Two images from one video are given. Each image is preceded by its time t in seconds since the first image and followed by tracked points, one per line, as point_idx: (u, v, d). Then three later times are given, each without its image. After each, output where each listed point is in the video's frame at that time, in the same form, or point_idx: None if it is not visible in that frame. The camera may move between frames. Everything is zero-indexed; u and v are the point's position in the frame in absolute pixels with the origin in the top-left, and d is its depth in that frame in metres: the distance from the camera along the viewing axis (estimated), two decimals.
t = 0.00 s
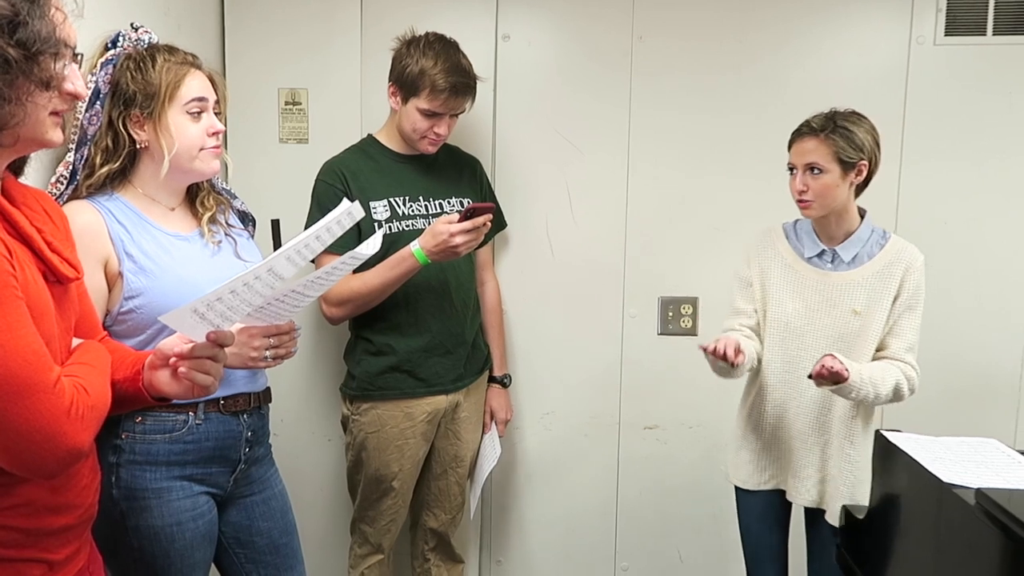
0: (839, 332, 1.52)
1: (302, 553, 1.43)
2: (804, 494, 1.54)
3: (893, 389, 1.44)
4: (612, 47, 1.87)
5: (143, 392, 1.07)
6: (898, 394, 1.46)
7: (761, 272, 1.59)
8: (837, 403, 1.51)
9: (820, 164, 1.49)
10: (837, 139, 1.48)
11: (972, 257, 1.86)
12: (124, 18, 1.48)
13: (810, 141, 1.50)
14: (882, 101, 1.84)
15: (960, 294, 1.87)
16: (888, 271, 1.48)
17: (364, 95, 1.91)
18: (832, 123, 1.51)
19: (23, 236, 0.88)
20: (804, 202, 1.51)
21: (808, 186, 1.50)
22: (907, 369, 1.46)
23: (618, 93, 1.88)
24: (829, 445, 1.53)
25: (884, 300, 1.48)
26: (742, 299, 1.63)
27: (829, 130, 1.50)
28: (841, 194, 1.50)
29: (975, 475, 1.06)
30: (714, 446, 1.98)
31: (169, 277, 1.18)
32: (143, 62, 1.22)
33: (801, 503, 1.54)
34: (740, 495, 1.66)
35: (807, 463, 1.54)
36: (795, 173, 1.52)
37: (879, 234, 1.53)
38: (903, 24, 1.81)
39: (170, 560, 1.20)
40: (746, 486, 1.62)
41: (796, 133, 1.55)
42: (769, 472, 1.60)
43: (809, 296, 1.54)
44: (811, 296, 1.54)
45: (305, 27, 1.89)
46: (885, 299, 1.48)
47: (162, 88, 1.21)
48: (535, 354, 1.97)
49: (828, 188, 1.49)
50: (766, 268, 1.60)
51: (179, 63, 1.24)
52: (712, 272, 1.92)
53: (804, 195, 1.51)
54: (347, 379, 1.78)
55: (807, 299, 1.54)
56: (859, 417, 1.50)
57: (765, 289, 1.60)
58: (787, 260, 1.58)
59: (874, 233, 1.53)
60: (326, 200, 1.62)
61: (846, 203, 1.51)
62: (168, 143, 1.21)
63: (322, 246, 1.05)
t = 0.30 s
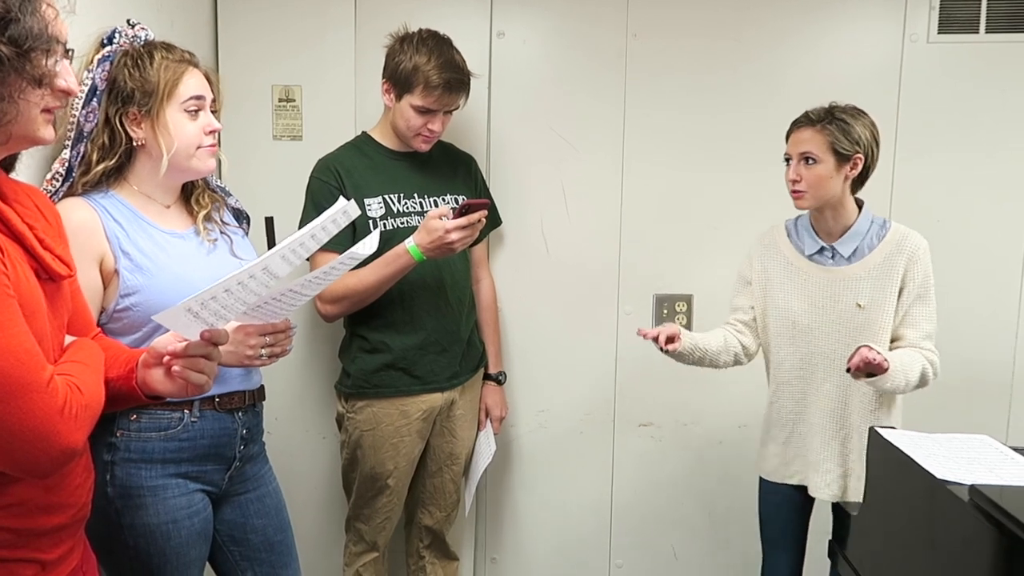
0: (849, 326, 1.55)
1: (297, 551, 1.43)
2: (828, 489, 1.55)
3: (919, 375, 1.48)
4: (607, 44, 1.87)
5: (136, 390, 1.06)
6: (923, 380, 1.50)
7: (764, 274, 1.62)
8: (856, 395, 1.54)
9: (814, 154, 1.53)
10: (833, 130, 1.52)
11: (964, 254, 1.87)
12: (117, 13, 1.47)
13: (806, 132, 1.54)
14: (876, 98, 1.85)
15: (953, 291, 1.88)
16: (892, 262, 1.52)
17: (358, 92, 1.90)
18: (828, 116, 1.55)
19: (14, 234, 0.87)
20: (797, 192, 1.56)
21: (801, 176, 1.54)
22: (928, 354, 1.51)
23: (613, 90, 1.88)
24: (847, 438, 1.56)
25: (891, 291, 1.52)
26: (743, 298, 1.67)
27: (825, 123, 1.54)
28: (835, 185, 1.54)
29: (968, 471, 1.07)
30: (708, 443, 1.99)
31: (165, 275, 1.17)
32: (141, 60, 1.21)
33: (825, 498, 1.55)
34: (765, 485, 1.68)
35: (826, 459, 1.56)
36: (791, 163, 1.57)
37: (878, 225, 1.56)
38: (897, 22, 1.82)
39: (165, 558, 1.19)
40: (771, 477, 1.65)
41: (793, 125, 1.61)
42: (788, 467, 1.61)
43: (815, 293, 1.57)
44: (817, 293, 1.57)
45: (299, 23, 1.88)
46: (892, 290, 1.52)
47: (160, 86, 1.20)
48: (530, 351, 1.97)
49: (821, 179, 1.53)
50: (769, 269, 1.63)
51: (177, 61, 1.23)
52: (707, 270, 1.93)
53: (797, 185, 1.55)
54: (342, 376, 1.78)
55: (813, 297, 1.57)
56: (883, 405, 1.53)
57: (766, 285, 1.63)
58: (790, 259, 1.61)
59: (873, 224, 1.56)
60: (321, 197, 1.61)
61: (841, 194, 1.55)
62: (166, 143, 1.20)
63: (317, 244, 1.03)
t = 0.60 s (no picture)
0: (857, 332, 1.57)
1: (295, 550, 1.43)
2: (840, 490, 1.58)
3: (929, 382, 1.48)
4: (605, 42, 1.87)
5: (134, 388, 1.06)
6: (934, 387, 1.50)
7: (776, 278, 1.66)
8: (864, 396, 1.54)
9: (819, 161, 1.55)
10: (837, 136, 1.54)
11: (963, 251, 1.87)
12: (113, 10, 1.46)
13: (811, 138, 1.56)
14: (874, 96, 1.85)
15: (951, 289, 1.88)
16: (898, 267, 1.52)
17: (356, 90, 1.89)
18: (832, 122, 1.57)
19: (11, 230, 0.87)
20: (803, 199, 1.58)
21: (805, 182, 1.56)
22: (939, 359, 1.50)
23: (612, 87, 1.88)
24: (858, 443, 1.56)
25: (897, 297, 1.52)
26: (758, 302, 1.71)
27: (829, 129, 1.56)
28: (839, 192, 1.55)
29: (967, 469, 1.07)
30: (708, 441, 1.99)
31: (164, 273, 1.17)
32: (139, 56, 1.21)
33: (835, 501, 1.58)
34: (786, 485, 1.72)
35: (841, 462, 1.57)
36: (797, 170, 1.58)
37: (885, 229, 1.57)
38: (895, 20, 1.82)
39: (163, 557, 1.19)
40: (792, 475, 1.68)
41: (799, 132, 1.62)
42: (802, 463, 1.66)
43: (823, 297, 1.59)
44: (827, 298, 1.59)
45: (297, 20, 1.87)
46: (898, 297, 1.52)
47: (159, 82, 1.20)
48: (529, 350, 1.97)
49: (825, 186, 1.54)
50: (781, 273, 1.66)
51: (175, 57, 1.23)
52: (706, 268, 1.93)
53: (802, 192, 1.57)
54: (340, 375, 1.78)
55: (822, 300, 1.60)
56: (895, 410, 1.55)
57: (779, 288, 1.66)
58: (801, 263, 1.63)
59: (880, 228, 1.57)
60: (318, 195, 1.61)
61: (846, 201, 1.56)
62: (167, 137, 1.20)
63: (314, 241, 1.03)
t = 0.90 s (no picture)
0: (870, 331, 1.57)
1: (295, 548, 1.42)
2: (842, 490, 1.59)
3: (921, 384, 1.48)
4: (605, 38, 1.86)
5: (132, 385, 1.06)
6: (928, 388, 1.50)
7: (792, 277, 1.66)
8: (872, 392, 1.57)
9: (839, 158, 1.55)
10: (858, 134, 1.55)
11: (964, 248, 1.87)
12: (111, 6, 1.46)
13: (831, 136, 1.56)
14: (875, 92, 1.85)
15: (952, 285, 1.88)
16: (911, 267, 1.53)
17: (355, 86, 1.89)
18: (852, 121, 1.58)
19: (7, 224, 0.86)
20: (820, 196, 1.57)
21: (824, 179, 1.56)
22: (936, 363, 1.51)
23: (612, 83, 1.88)
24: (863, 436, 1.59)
25: (909, 297, 1.53)
26: (778, 302, 1.69)
27: (850, 127, 1.56)
28: (857, 189, 1.55)
29: (968, 466, 1.06)
30: (708, 438, 1.98)
31: (162, 270, 1.16)
32: (140, 53, 1.20)
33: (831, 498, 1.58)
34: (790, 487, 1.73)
35: (845, 462, 1.58)
36: (815, 168, 1.58)
37: (901, 229, 1.57)
38: (896, 16, 1.82)
39: (163, 555, 1.19)
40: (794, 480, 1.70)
41: (820, 129, 1.62)
42: (802, 460, 1.68)
43: (838, 299, 1.59)
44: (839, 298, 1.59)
45: (296, 16, 1.86)
46: (910, 296, 1.53)
47: (160, 81, 1.19)
48: (528, 347, 1.97)
49: (844, 182, 1.54)
50: (796, 272, 1.66)
51: (176, 55, 1.23)
52: (706, 266, 1.93)
53: (820, 189, 1.56)
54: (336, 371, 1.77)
55: (836, 300, 1.60)
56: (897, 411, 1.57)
57: (796, 292, 1.66)
58: (812, 261, 1.64)
59: (896, 229, 1.57)
60: (320, 191, 1.59)
61: (862, 199, 1.56)
62: (164, 136, 1.19)
63: (317, 240, 1.02)
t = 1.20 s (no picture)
0: (872, 318, 1.59)
1: (297, 545, 1.42)
2: (847, 479, 1.59)
3: (929, 369, 1.47)
4: (606, 34, 1.86)
5: (135, 377, 1.06)
6: (937, 376, 1.48)
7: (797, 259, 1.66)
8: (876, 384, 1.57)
9: (852, 140, 1.57)
10: (874, 118, 1.57)
11: (965, 244, 1.87)
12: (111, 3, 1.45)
13: (848, 118, 1.59)
14: (876, 88, 1.84)
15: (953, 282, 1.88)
16: (916, 254, 1.54)
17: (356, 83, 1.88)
18: (869, 107, 1.60)
19: (12, 215, 0.87)
20: (828, 175, 1.58)
21: (834, 159, 1.57)
22: (943, 348, 1.49)
23: (613, 80, 1.87)
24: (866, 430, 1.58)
25: (914, 284, 1.54)
26: (785, 283, 1.67)
27: (866, 111, 1.59)
28: (865, 173, 1.56)
29: (970, 462, 1.06)
30: (708, 434, 1.98)
31: (166, 267, 1.16)
32: (146, 48, 1.20)
33: (843, 487, 1.59)
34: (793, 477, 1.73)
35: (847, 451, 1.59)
36: (827, 148, 1.60)
37: (905, 217, 1.58)
38: (898, 12, 1.81)
39: (164, 553, 1.19)
40: (795, 466, 1.70)
41: (838, 111, 1.64)
42: (808, 452, 1.68)
43: (841, 287, 1.61)
44: (843, 285, 1.60)
45: (296, 14, 1.86)
46: (914, 283, 1.54)
47: (172, 76, 1.20)
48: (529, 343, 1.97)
49: (853, 164, 1.56)
50: (799, 256, 1.67)
51: (180, 50, 1.23)
52: (706, 263, 1.93)
53: (829, 167, 1.58)
54: (336, 373, 1.76)
55: (840, 288, 1.61)
56: (901, 400, 1.57)
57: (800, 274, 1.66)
58: (818, 248, 1.64)
59: (900, 218, 1.58)
60: (317, 196, 1.57)
61: (869, 184, 1.58)
62: (184, 131, 1.21)
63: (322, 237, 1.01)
